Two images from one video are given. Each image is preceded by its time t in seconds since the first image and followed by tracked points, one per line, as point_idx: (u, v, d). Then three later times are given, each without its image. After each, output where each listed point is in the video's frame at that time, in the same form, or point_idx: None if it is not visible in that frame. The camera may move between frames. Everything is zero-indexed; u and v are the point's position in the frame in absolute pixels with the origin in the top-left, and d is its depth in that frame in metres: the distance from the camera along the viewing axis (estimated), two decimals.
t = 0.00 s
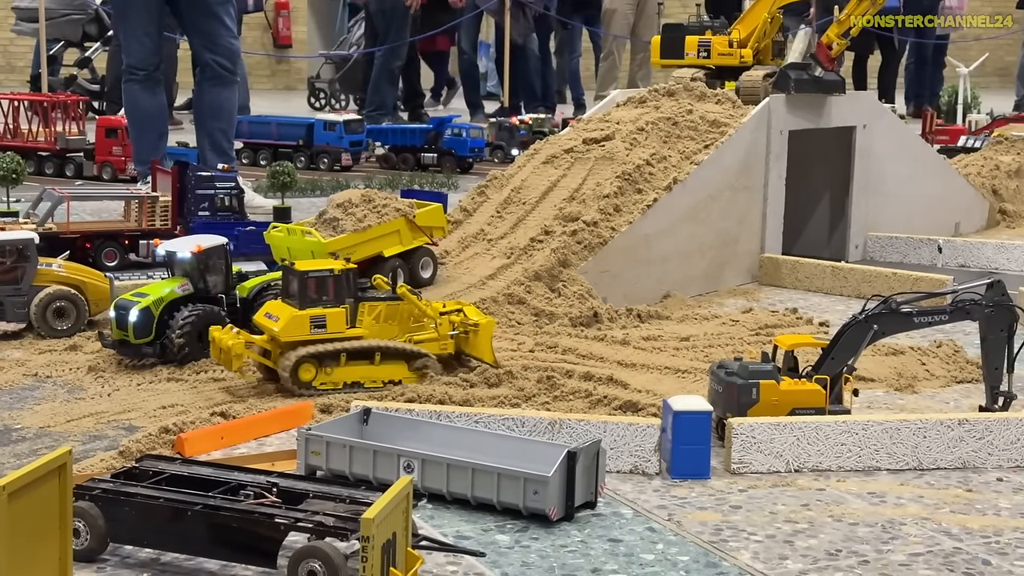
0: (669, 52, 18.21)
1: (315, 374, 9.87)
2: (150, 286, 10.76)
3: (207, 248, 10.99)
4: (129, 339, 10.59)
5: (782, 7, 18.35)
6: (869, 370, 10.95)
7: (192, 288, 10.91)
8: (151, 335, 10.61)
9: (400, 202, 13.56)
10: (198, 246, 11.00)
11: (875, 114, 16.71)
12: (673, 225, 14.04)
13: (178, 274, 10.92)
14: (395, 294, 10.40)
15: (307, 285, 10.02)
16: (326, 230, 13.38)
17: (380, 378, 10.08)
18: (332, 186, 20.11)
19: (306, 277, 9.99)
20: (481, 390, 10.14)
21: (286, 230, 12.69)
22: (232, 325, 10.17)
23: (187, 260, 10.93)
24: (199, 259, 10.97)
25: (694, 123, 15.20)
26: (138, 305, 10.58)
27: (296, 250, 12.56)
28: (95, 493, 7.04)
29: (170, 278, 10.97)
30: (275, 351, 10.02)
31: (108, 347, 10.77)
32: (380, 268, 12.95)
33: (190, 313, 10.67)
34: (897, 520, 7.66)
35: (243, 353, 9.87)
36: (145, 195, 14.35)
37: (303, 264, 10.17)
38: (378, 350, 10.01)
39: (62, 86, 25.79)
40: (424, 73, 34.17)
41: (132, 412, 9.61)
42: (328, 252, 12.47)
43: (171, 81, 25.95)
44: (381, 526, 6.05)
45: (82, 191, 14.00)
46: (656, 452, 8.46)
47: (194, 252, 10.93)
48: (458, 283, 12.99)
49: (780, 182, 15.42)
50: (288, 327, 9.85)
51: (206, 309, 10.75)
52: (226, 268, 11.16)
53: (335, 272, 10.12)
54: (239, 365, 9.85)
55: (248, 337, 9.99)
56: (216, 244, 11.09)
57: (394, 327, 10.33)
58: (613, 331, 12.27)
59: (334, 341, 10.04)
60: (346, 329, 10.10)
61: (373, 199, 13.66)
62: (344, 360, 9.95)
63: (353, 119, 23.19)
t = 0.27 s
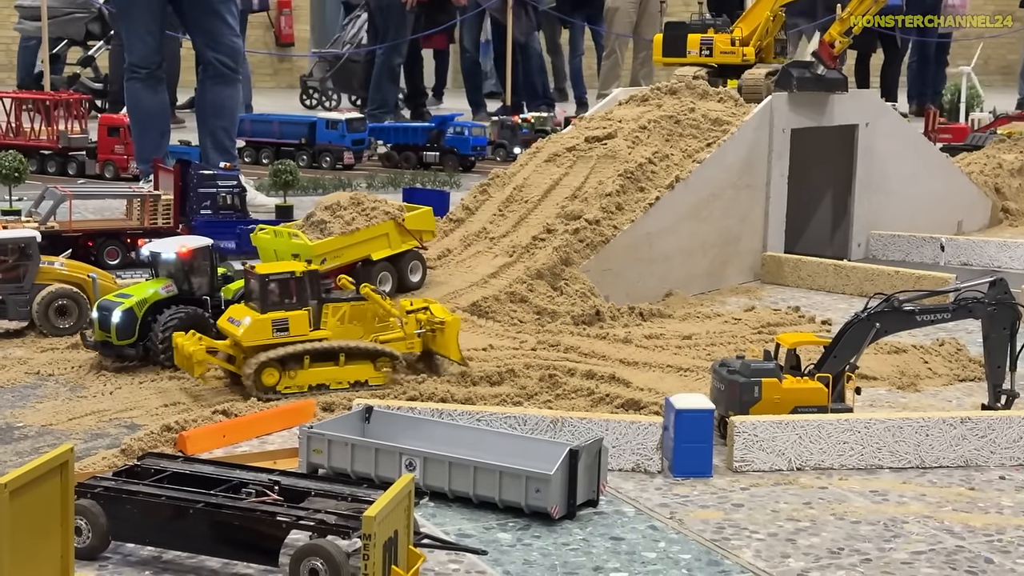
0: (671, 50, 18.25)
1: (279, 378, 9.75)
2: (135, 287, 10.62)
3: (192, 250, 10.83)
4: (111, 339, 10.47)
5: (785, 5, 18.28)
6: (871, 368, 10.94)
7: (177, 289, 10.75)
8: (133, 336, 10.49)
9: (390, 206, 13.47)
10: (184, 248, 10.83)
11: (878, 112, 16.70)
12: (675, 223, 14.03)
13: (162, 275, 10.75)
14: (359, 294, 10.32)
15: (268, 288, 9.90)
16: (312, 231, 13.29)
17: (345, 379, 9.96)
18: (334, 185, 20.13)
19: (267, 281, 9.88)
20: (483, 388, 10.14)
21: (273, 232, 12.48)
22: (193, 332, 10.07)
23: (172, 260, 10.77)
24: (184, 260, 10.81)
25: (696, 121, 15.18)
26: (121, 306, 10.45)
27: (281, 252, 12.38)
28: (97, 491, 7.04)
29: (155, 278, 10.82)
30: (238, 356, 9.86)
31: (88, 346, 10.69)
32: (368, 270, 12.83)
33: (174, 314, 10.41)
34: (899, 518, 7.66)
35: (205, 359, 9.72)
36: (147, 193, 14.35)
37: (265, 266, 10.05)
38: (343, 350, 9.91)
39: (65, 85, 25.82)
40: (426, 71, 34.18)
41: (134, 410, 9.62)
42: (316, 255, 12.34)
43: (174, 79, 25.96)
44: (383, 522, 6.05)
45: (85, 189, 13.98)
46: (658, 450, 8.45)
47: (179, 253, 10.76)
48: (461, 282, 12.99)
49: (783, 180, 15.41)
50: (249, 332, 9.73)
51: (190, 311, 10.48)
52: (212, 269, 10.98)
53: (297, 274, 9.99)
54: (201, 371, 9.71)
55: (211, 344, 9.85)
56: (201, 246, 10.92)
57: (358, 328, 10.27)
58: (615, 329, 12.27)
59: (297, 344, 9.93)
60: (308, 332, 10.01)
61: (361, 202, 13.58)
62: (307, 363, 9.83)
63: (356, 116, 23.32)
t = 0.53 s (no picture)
0: (674, 48, 18.29)
1: (253, 381, 9.70)
2: (134, 286, 10.63)
3: (192, 249, 10.78)
4: (111, 339, 10.48)
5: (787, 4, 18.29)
6: (873, 366, 10.93)
7: (176, 288, 10.74)
8: (133, 336, 10.50)
9: (391, 205, 13.12)
10: (183, 246, 10.79)
11: (880, 110, 16.68)
12: (678, 222, 14.02)
13: (162, 274, 10.75)
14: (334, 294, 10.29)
15: (242, 290, 9.78)
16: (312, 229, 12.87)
17: (320, 380, 9.95)
18: (337, 183, 20.13)
19: (240, 282, 9.74)
20: (485, 386, 10.14)
21: (273, 230, 12.50)
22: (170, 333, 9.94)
23: (171, 259, 10.73)
24: (184, 259, 10.76)
25: (699, 119, 15.16)
26: (121, 306, 10.46)
27: (282, 250, 12.39)
28: (99, 489, 7.03)
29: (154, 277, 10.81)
30: (213, 359, 9.77)
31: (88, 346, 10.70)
32: (368, 270, 12.83)
33: (173, 314, 10.33)
34: (902, 517, 7.65)
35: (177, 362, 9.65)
36: (149, 191, 14.26)
37: (238, 266, 9.92)
38: (317, 351, 9.88)
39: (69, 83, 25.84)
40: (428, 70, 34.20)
41: (136, 408, 9.62)
42: (316, 254, 12.20)
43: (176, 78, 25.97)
44: (383, 521, 6.01)
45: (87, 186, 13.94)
46: (660, 448, 8.45)
47: (178, 252, 10.72)
48: (463, 280, 12.99)
49: (785, 178, 15.39)
50: (222, 335, 9.62)
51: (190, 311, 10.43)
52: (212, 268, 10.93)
53: (270, 275, 9.89)
54: (174, 375, 9.66)
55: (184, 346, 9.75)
56: (201, 244, 10.88)
57: (333, 329, 10.26)
58: (617, 327, 12.26)
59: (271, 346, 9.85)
60: (283, 333, 9.94)
61: (361, 201, 13.11)
62: (282, 365, 9.78)
63: (359, 114, 23.34)
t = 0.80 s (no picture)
0: (675, 47, 18.29)
1: (242, 382, 9.68)
2: (139, 285, 10.63)
3: (196, 247, 10.78)
4: (116, 337, 10.49)
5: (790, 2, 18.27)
6: (875, 365, 10.92)
7: (181, 287, 10.70)
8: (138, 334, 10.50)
9: (395, 203, 13.16)
10: (188, 245, 10.79)
11: (882, 109, 16.67)
12: (679, 221, 14.02)
13: (167, 272, 10.73)
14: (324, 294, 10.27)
15: (231, 290, 9.74)
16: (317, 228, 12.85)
17: (310, 380, 9.93)
18: (339, 182, 20.14)
19: (229, 282, 9.72)
20: (487, 385, 10.14)
21: (279, 229, 12.61)
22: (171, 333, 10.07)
23: (176, 258, 10.72)
24: (188, 258, 10.75)
25: (700, 118, 15.16)
26: (126, 304, 10.47)
27: (287, 248, 12.54)
28: (100, 488, 7.04)
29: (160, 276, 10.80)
30: (202, 359, 9.75)
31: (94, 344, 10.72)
32: (372, 268, 12.75)
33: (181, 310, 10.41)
34: (903, 516, 7.65)
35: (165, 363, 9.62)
36: (151, 190, 14.33)
37: (227, 266, 9.89)
38: (307, 351, 9.86)
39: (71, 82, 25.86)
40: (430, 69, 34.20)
41: (138, 407, 9.62)
42: (319, 253, 12.28)
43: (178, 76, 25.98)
44: (384, 520, 6.01)
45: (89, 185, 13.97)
46: (661, 447, 8.45)
47: (182, 251, 10.71)
48: (464, 279, 12.99)
49: (787, 177, 15.39)
50: (211, 335, 9.58)
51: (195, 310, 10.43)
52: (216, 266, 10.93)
53: (259, 275, 9.88)
54: (162, 375, 9.64)
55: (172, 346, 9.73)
56: (205, 243, 10.86)
57: (322, 330, 10.22)
58: (618, 326, 12.26)
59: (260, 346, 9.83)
60: (272, 334, 9.91)
61: (367, 199, 13.16)
62: (271, 366, 9.78)
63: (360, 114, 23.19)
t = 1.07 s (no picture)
0: (676, 48, 18.25)
1: (241, 381, 9.67)
2: (148, 284, 10.68)
3: (205, 247, 10.77)
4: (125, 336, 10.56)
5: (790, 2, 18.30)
6: (876, 365, 10.92)
7: (190, 286, 10.75)
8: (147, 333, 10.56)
9: (402, 201, 13.06)
10: (196, 244, 10.78)
11: (883, 109, 16.67)
12: (680, 221, 14.02)
13: (177, 271, 10.78)
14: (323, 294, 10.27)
15: (231, 290, 9.73)
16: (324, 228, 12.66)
17: (310, 380, 9.93)
18: (340, 181, 20.14)
19: (229, 282, 9.70)
20: (487, 385, 10.14)
21: (286, 227, 12.49)
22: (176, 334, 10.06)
23: (185, 257, 10.74)
24: (196, 257, 10.75)
25: (701, 118, 15.15)
26: (134, 303, 10.53)
27: (295, 246, 12.42)
28: (100, 487, 7.04)
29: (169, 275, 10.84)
30: (201, 359, 9.75)
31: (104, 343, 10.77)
32: (380, 265, 12.76)
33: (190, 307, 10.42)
34: (903, 516, 7.64)
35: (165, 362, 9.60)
36: (152, 189, 14.33)
37: (227, 266, 9.87)
38: (306, 351, 9.86)
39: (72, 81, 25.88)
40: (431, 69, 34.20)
41: (138, 406, 9.62)
42: (329, 250, 12.20)
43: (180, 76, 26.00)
44: (385, 519, 6.01)
45: (90, 184, 13.98)
46: (661, 447, 8.45)
47: (190, 250, 10.73)
48: (465, 279, 12.99)
49: (788, 177, 15.38)
50: (211, 334, 9.58)
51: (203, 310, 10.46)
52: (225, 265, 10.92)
53: (259, 275, 9.87)
54: (162, 375, 9.62)
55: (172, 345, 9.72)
56: (213, 243, 10.84)
57: (321, 330, 10.22)
58: (619, 326, 12.25)
59: (260, 346, 9.83)
60: (272, 334, 9.91)
61: (373, 196, 12.94)
62: (270, 365, 9.78)
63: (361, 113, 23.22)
